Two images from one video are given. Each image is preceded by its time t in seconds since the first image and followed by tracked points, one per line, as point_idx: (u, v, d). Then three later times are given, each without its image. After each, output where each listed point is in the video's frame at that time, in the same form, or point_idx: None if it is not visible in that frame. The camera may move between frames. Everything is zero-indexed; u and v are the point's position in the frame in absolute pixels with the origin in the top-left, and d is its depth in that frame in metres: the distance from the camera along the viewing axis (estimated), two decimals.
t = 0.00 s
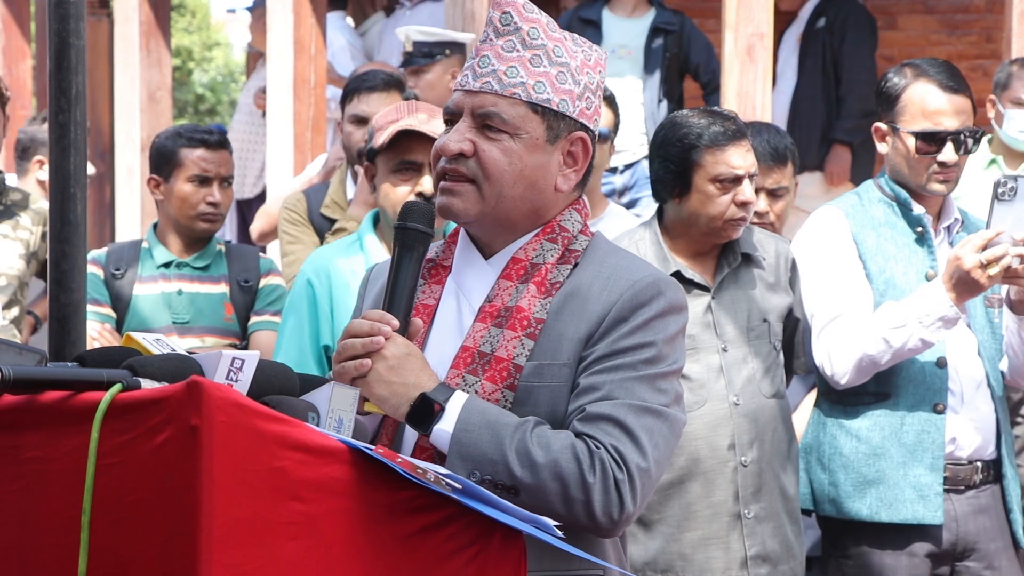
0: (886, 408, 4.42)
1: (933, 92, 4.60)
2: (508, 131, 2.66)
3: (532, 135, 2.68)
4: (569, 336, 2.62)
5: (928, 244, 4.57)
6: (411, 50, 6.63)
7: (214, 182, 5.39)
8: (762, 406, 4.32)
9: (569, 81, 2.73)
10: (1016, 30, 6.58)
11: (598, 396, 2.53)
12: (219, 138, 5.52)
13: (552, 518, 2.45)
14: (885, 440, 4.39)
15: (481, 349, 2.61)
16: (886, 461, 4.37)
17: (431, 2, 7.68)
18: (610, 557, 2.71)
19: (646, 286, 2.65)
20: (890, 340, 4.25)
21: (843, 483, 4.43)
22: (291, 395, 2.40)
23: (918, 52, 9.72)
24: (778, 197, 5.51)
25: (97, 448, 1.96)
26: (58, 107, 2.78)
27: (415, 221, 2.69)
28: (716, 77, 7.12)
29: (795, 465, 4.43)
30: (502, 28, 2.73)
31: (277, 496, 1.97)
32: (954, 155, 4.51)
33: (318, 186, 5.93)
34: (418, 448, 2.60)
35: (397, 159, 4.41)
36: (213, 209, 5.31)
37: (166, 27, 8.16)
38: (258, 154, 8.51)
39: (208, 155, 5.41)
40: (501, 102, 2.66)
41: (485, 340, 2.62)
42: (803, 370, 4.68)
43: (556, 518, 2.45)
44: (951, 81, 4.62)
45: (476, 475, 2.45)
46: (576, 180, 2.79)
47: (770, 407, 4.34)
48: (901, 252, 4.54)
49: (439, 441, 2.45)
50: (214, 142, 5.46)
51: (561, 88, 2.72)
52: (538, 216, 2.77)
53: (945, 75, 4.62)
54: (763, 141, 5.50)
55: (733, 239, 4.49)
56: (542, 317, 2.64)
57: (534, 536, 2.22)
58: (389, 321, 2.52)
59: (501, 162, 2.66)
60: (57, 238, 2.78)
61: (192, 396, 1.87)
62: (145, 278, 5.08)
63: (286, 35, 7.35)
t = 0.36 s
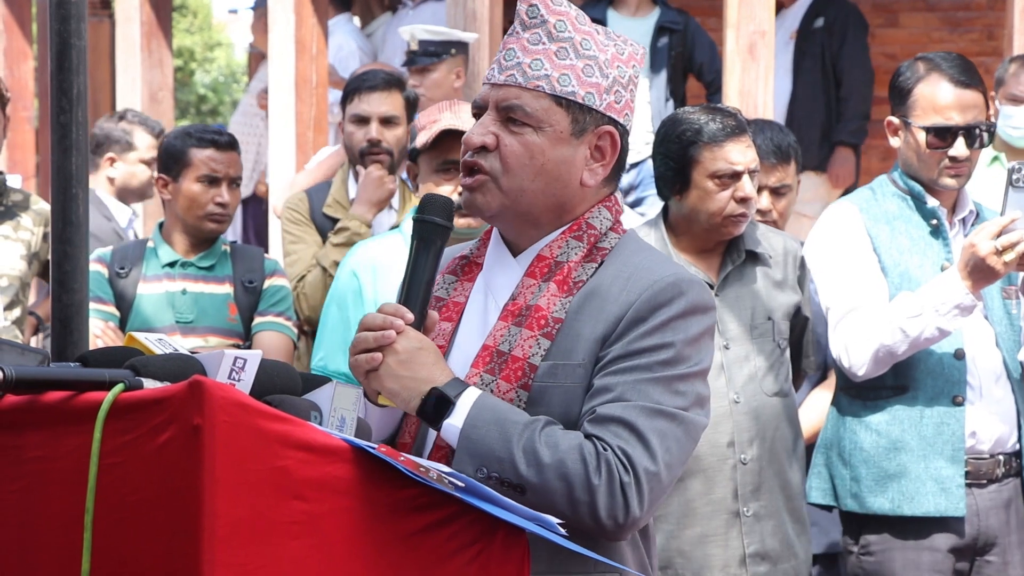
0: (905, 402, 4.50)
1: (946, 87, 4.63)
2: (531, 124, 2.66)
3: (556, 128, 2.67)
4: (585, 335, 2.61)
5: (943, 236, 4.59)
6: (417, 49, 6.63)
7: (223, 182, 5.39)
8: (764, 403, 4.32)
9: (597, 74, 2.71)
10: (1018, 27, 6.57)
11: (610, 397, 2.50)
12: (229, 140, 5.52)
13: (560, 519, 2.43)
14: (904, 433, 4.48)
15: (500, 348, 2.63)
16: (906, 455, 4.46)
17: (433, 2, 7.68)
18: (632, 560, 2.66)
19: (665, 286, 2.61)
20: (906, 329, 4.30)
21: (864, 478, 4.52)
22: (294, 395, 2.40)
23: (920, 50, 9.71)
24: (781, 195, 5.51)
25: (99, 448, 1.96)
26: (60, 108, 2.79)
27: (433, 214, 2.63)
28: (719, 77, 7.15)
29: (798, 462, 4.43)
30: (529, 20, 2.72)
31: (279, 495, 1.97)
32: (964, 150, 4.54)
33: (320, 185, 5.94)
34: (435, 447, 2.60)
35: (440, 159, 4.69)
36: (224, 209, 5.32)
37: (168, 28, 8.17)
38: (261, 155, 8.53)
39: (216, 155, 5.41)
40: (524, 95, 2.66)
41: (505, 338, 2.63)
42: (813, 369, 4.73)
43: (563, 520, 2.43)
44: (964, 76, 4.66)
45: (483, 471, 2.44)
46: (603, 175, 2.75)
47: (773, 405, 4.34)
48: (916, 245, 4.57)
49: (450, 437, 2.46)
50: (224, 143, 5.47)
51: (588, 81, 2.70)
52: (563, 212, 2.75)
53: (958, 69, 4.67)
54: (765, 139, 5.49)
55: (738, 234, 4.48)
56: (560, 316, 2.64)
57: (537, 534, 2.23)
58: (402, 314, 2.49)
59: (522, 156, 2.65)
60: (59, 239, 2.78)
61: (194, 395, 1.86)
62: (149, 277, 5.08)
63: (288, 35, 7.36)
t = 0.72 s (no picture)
0: (915, 403, 4.50)
1: (954, 85, 4.63)
2: (520, 133, 2.63)
3: (545, 136, 2.63)
4: (577, 347, 2.59)
5: (952, 233, 4.58)
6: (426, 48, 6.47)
7: (212, 183, 5.32)
8: (768, 401, 4.32)
9: (586, 77, 2.65)
10: (1019, 24, 6.57)
11: (599, 412, 2.49)
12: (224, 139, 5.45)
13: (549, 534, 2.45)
14: (915, 433, 4.48)
15: (496, 358, 2.61)
16: (917, 454, 4.46)
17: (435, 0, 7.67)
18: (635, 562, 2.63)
19: (657, 296, 2.58)
20: (916, 327, 4.30)
21: (876, 478, 4.53)
22: (296, 394, 2.40)
23: (921, 48, 9.68)
24: (780, 193, 5.51)
25: (100, 448, 1.96)
26: (61, 107, 2.79)
27: (428, 229, 2.60)
28: (719, 74, 7.13)
29: (804, 460, 4.42)
30: (514, 27, 2.68)
31: (280, 495, 1.97)
32: (972, 150, 4.54)
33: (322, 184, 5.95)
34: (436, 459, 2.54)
35: (438, 158, 4.65)
36: (212, 211, 5.25)
37: (169, 27, 8.17)
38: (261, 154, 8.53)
39: (206, 157, 5.33)
40: (511, 105, 2.63)
41: (501, 349, 2.62)
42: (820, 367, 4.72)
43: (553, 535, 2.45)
44: (971, 74, 4.66)
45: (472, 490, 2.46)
46: (599, 178, 2.71)
47: (778, 403, 4.34)
48: (924, 243, 4.57)
49: (439, 453, 2.46)
50: (213, 143, 5.38)
51: (577, 85, 2.65)
52: (561, 217, 2.71)
53: (966, 68, 4.66)
54: (765, 137, 5.49)
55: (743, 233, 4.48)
56: (554, 327, 2.61)
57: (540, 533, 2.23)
58: (395, 331, 2.52)
59: (513, 166, 2.62)
60: (60, 238, 2.78)
61: (195, 394, 1.86)
62: (151, 276, 5.07)
63: (290, 34, 7.37)
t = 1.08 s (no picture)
0: (910, 399, 4.52)
1: (946, 82, 4.69)
2: (517, 136, 2.62)
3: (542, 138, 2.62)
4: (575, 350, 2.59)
5: (942, 230, 4.65)
6: (439, 48, 6.42)
7: (205, 182, 5.29)
8: (773, 401, 4.31)
9: (583, 77, 2.64)
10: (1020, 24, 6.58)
11: (598, 417, 2.48)
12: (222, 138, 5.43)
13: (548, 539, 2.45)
14: (911, 429, 4.49)
15: (495, 362, 2.62)
16: (913, 451, 4.48)
17: None
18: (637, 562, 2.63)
19: (656, 300, 2.57)
20: (912, 325, 4.35)
21: (870, 476, 4.53)
22: (297, 392, 2.40)
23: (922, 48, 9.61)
24: (780, 192, 5.52)
25: (101, 446, 1.96)
26: (62, 105, 2.79)
27: (428, 231, 2.63)
28: (720, 73, 7.14)
29: (808, 459, 4.42)
30: (511, 28, 2.67)
31: (280, 494, 1.97)
32: (965, 145, 4.58)
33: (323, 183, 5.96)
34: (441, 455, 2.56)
35: (428, 156, 4.52)
36: (208, 209, 5.22)
37: (171, 25, 8.17)
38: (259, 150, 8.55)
39: (201, 155, 5.32)
40: (508, 107, 2.62)
41: (500, 352, 2.62)
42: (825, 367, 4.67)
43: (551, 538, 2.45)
44: (963, 71, 4.72)
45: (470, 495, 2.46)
46: (597, 179, 2.69)
47: (782, 403, 4.33)
48: (916, 240, 4.62)
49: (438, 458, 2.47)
50: (207, 142, 5.34)
51: (574, 86, 2.64)
52: (558, 222, 2.70)
53: (958, 64, 4.72)
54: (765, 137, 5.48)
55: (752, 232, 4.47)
56: (552, 331, 2.62)
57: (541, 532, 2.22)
58: (394, 335, 2.53)
59: (510, 170, 2.61)
60: (61, 236, 2.78)
61: (197, 392, 1.86)
62: (151, 275, 5.07)
63: (292, 32, 7.43)
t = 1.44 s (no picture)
0: (901, 399, 4.53)
1: (937, 83, 4.69)
2: (541, 121, 2.65)
3: (565, 125, 2.66)
4: (592, 342, 2.59)
5: (931, 231, 4.67)
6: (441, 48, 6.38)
7: (200, 183, 5.31)
8: (772, 402, 4.31)
9: (607, 73, 2.70)
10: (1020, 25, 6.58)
11: (617, 405, 2.48)
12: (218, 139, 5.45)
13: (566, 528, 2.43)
14: (902, 429, 4.51)
15: (508, 354, 2.61)
16: (903, 451, 4.49)
17: None
18: (641, 564, 2.65)
19: (673, 292, 2.58)
20: (906, 324, 4.35)
21: (861, 475, 4.54)
22: (296, 393, 2.40)
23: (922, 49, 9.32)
24: (780, 193, 5.52)
25: (100, 447, 1.96)
26: (62, 105, 2.79)
27: (441, 227, 2.68)
28: (721, 74, 7.12)
29: (807, 459, 4.42)
30: (539, 19, 2.72)
31: (280, 495, 1.97)
32: (955, 147, 4.61)
33: (324, 184, 5.96)
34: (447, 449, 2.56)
35: (422, 157, 4.48)
36: (203, 210, 5.21)
37: (170, 25, 8.17)
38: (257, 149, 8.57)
39: (196, 156, 5.34)
40: (534, 91, 2.65)
41: (513, 345, 2.61)
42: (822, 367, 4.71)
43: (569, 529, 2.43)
44: (954, 73, 4.72)
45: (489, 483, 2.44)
46: (612, 174, 2.74)
47: (782, 403, 4.34)
48: (905, 240, 4.64)
49: (455, 448, 2.45)
50: (201, 143, 5.37)
51: (598, 79, 2.69)
52: (573, 212, 2.73)
53: (949, 66, 4.72)
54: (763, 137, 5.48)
55: (751, 232, 4.47)
56: (568, 322, 2.62)
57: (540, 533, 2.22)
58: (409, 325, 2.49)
59: (533, 152, 2.64)
60: (61, 237, 2.79)
61: (196, 393, 1.86)
62: (150, 275, 5.08)
63: (292, 32, 7.48)
